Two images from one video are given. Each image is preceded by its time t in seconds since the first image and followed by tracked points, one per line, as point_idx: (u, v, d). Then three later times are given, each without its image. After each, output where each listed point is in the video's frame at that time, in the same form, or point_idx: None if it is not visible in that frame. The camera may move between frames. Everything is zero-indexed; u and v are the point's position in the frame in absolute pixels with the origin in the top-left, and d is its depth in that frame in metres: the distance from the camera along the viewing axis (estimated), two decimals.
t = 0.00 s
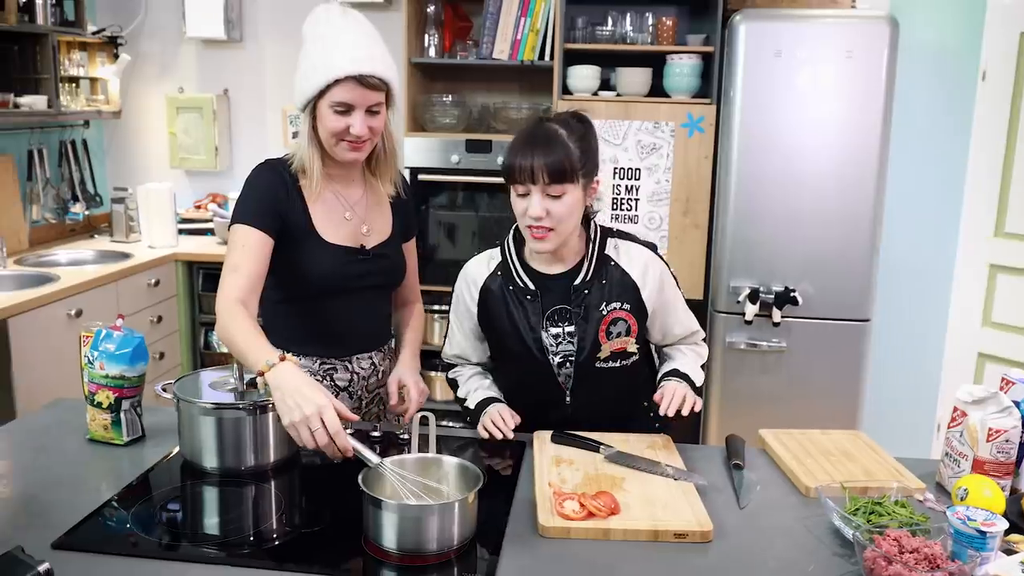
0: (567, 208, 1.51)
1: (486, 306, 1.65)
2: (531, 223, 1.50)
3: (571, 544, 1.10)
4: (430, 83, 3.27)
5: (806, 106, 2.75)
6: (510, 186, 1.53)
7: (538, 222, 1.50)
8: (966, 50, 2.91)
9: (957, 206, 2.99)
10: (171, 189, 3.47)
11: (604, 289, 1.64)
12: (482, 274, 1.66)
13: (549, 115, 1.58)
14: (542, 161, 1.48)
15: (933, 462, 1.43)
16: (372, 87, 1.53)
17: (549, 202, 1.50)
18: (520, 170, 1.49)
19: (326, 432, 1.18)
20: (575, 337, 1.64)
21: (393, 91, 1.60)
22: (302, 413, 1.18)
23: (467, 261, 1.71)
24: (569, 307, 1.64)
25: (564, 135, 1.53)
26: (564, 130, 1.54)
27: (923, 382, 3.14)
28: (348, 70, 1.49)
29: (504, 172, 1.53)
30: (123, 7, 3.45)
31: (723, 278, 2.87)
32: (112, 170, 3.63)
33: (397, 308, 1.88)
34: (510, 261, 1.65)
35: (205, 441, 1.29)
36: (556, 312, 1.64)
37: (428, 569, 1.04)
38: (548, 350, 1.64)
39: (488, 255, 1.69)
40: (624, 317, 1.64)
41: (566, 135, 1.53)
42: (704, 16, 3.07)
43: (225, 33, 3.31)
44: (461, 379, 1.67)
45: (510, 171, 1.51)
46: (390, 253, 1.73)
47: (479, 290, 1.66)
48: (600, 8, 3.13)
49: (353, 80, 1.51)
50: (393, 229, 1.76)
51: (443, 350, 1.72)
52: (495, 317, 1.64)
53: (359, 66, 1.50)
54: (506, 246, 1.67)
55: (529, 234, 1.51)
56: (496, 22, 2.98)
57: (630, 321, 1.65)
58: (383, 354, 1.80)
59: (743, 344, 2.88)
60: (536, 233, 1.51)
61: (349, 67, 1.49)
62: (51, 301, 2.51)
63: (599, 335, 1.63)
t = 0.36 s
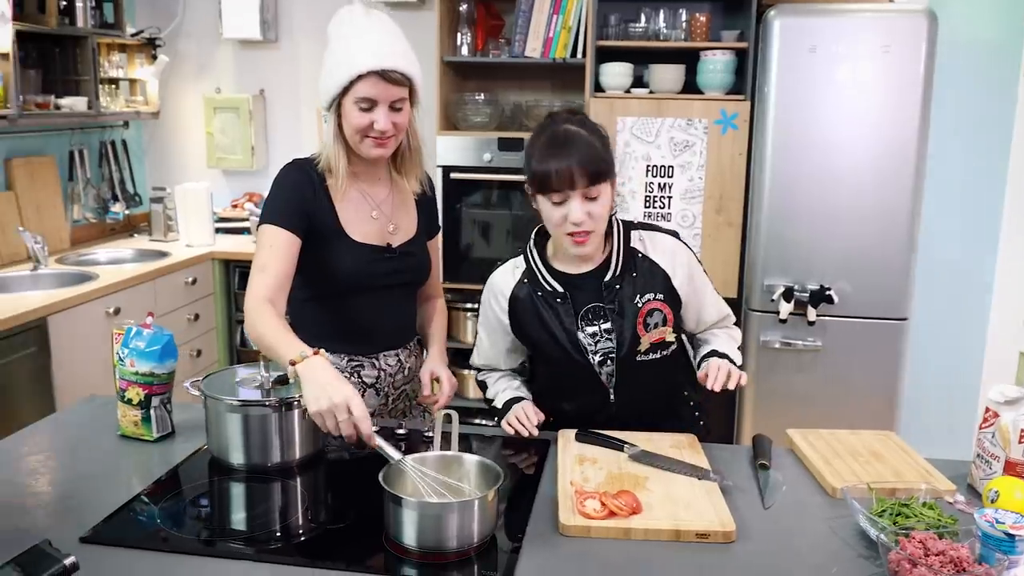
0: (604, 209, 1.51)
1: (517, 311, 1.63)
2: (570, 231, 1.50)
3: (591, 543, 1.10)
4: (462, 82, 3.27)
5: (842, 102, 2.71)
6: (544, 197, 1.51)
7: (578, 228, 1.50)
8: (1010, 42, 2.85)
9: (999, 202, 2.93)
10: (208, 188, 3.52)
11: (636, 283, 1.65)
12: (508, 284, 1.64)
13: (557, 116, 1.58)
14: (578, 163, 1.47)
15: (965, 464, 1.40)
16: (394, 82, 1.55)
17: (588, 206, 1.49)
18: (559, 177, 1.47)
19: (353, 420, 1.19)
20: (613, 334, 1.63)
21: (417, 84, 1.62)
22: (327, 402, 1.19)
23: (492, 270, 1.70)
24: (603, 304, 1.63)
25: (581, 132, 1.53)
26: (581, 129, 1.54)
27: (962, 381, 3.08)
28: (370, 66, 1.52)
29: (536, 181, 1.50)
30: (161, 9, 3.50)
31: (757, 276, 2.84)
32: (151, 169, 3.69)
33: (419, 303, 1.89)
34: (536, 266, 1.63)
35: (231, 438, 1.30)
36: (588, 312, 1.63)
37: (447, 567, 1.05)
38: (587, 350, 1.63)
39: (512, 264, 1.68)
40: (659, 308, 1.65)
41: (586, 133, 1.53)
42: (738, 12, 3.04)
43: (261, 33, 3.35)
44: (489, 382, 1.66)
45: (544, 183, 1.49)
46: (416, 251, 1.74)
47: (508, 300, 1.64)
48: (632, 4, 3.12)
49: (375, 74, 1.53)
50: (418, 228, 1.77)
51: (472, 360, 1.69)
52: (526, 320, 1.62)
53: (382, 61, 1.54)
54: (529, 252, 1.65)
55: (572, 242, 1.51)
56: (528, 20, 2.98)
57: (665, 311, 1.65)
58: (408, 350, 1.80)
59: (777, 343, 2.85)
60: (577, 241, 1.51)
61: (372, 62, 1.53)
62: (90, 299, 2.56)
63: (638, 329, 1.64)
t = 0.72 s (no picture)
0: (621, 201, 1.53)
1: (515, 303, 1.64)
2: (595, 223, 1.51)
3: (577, 540, 1.10)
4: (466, 83, 3.28)
5: (845, 99, 2.70)
6: (570, 189, 1.51)
7: (602, 220, 1.51)
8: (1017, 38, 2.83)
9: (1005, 200, 2.92)
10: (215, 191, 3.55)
11: (631, 281, 1.65)
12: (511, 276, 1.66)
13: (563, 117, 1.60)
14: (607, 157, 1.50)
15: (958, 462, 1.40)
16: (386, 72, 1.58)
17: (613, 199, 1.51)
18: (589, 169, 1.49)
19: (353, 369, 1.23)
20: (606, 330, 1.63)
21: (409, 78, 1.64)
22: (323, 354, 1.24)
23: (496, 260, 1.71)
24: (598, 301, 1.64)
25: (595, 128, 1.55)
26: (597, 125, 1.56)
27: (968, 379, 3.07)
28: (361, 56, 1.55)
29: (564, 175, 1.51)
30: (168, 14, 3.53)
31: (760, 274, 2.83)
32: (159, 173, 3.72)
33: (419, 306, 1.90)
34: (536, 260, 1.65)
35: (225, 437, 1.31)
36: (583, 307, 1.63)
37: (433, 564, 1.05)
38: (581, 345, 1.63)
39: (515, 256, 1.69)
40: (653, 307, 1.64)
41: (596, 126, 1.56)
42: (741, 10, 3.04)
43: (267, 37, 3.36)
44: (487, 381, 1.67)
45: (574, 177, 1.50)
46: (413, 253, 1.75)
47: (507, 291, 1.66)
48: (635, 3, 3.11)
49: (368, 65, 1.56)
50: (416, 228, 1.78)
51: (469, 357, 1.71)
52: (521, 312, 1.64)
53: (373, 52, 1.56)
54: (531, 245, 1.67)
55: (595, 235, 1.52)
56: (531, 21, 2.98)
57: (659, 311, 1.65)
58: (405, 351, 1.79)
59: (780, 341, 2.84)
60: (598, 231, 1.52)
61: (364, 54, 1.55)
62: (96, 302, 2.59)
63: (630, 326, 1.63)
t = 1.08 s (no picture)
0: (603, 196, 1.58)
1: (495, 301, 1.64)
2: (582, 216, 1.55)
3: (546, 537, 1.11)
4: (454, 83, 3.29)
5: (829, 99, 2.71)
6: (560, 184, 1.55)
7: (587, 214, 1.56)
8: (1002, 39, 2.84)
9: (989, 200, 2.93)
10: (203, 190, 3.55)
11: (610, 274, 1.66)
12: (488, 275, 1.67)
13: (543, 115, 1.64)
14: (592, 153, 1.56)
15: (929, 460, 1.41)
16: (377, 68, 1.59)
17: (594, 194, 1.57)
18: (575, 164, 1.54)
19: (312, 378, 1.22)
20: (590, 324, 1.63)
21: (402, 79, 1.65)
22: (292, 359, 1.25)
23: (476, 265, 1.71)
24: (579, 296, 1.64)
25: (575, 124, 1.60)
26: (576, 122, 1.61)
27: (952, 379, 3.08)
28: (351, 52, 1.57)
29: (554, 171, 1.54)
30: (156, 13, 3.53)
31: (746, 274, 2.84)
32: (147, 171, 3.73)
33: (413, 316, 1.84)
34: (514, 259, 1.66)
35: (200, 433, 1.32)
36: (564, 304, 1.64)
37: (403, 559, 1.06)
38: (565, 342, 1.63)
39: (491, 261, 1.70)
40: (633, 297, 1.65)
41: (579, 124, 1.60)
42: (727, 11, 3.05)
43: (255, 36, 3.37)
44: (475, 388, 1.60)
45: (565, 172, 1.54)
46: (399, 259, 1.70)
47: (486, 294, 1.66)
48: (621, 4, 3.12)
49: (358, 60, 1.57)
50: (406, 231, 1.74)
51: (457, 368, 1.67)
52: (501, 310, 1.64)
53: (362, 47, 1.57)
54: (506, 249, 1.69)
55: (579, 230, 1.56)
56: (517, 21, 2.99)
57: (640, 300, 1.65)
58: (385, 353, 1.73)
59: (765, 341, 2.85)
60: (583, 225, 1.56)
61: (353, 49, 1.57)
62: (81, 300, 2.59)
63: (613, 318, 1.63)
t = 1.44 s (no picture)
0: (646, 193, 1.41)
1: (551, 298, 1.51)
2: (630, 216, 1.40)
3: (539, 533, 1.12)
4: (462, 82, 3.30)
5: (837, 99, 2.70)
6: (605, 182, 1.39)
7: (634, 214, 1.40)
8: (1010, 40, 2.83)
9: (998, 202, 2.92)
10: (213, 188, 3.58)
11: (659, 273, 1.55)
12: (537, 272, 1.53)
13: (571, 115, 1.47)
14: (639, 150, 1.39)
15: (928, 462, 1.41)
16: (393, 69, 1.60)
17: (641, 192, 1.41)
18: (619, 161, 1.38)
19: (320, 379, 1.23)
20: (640, 324, 1.54)
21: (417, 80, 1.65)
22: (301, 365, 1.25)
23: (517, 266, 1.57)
24: (629, 296, 1.53)
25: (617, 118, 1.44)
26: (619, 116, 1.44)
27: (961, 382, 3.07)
28: (368, 51, 1.58)
29: (595, 167, 1.39)
30: (168, 13, 3.56)
31: (753, 275, 2.84)
32: (158, 169, 3.75)
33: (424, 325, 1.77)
34: (564, 258, 1.52)
35: (199, 428, 1.33)
36: (619, 303, 1.53)
37: (397, 553, 1.07)
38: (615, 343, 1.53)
39: (537, 256, 1.55)
40: (683, 298, 1.56)
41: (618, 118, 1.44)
42: (735, 12, 3.05)
43: (265, 36, 3.39)
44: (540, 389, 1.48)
45: (610, 172, 1.38)
46: (401, 268, 1.65)
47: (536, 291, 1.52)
48: (629, 4, 3.13)
49: (374, 59, 1.58)
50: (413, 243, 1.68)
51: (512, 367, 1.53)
52: (556, 309, 1.51)
53: (379, 47, 1.59)
54: (556, 245, 1.54)
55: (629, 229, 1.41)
56: (525, 21, 3.00)
57: (690, 301, 1.56)
58: (390, 359, 1.66)
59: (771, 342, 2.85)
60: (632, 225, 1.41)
61: (370, 48, 1.59)
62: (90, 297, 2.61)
63: (663, 318, 1.55)
